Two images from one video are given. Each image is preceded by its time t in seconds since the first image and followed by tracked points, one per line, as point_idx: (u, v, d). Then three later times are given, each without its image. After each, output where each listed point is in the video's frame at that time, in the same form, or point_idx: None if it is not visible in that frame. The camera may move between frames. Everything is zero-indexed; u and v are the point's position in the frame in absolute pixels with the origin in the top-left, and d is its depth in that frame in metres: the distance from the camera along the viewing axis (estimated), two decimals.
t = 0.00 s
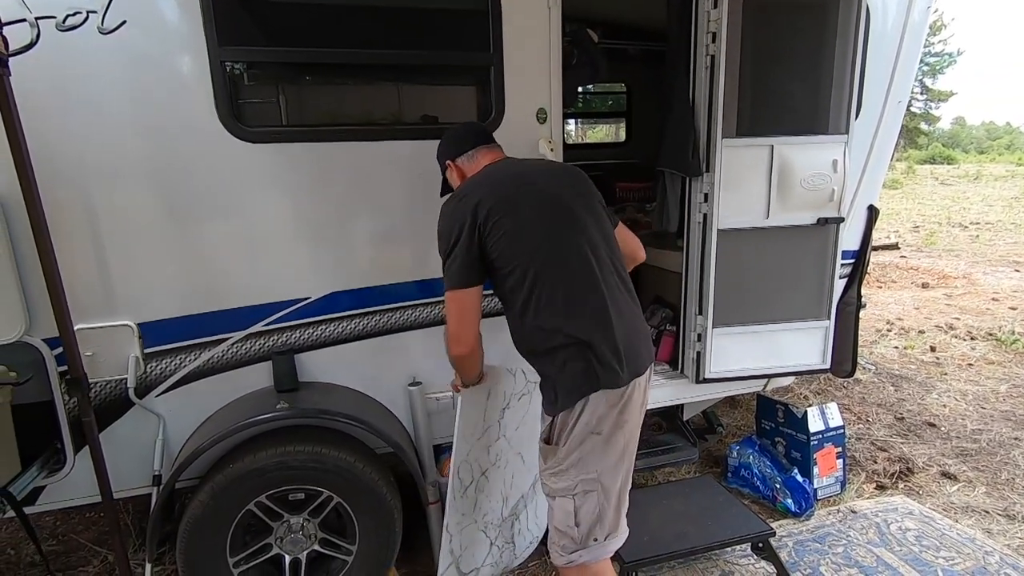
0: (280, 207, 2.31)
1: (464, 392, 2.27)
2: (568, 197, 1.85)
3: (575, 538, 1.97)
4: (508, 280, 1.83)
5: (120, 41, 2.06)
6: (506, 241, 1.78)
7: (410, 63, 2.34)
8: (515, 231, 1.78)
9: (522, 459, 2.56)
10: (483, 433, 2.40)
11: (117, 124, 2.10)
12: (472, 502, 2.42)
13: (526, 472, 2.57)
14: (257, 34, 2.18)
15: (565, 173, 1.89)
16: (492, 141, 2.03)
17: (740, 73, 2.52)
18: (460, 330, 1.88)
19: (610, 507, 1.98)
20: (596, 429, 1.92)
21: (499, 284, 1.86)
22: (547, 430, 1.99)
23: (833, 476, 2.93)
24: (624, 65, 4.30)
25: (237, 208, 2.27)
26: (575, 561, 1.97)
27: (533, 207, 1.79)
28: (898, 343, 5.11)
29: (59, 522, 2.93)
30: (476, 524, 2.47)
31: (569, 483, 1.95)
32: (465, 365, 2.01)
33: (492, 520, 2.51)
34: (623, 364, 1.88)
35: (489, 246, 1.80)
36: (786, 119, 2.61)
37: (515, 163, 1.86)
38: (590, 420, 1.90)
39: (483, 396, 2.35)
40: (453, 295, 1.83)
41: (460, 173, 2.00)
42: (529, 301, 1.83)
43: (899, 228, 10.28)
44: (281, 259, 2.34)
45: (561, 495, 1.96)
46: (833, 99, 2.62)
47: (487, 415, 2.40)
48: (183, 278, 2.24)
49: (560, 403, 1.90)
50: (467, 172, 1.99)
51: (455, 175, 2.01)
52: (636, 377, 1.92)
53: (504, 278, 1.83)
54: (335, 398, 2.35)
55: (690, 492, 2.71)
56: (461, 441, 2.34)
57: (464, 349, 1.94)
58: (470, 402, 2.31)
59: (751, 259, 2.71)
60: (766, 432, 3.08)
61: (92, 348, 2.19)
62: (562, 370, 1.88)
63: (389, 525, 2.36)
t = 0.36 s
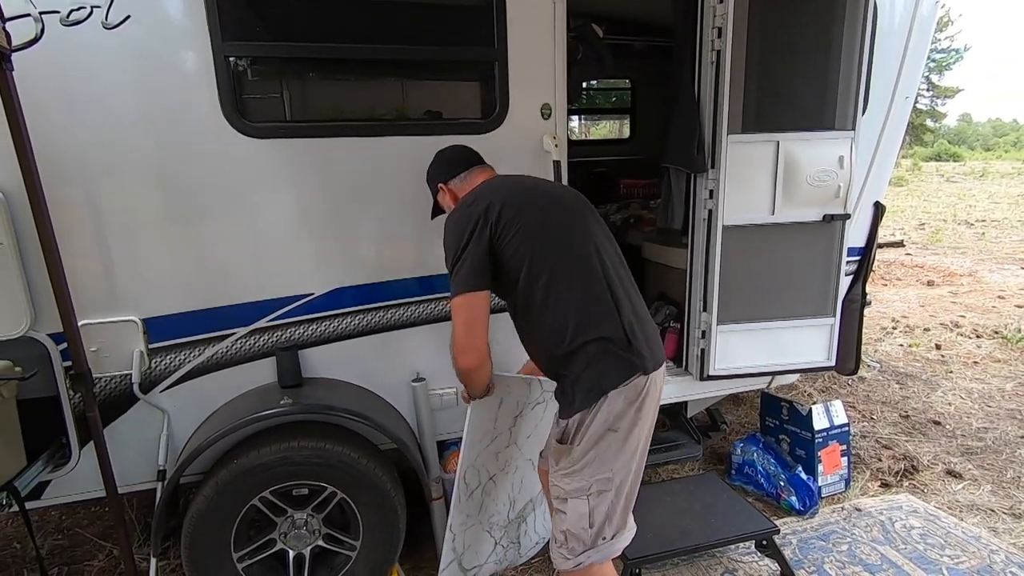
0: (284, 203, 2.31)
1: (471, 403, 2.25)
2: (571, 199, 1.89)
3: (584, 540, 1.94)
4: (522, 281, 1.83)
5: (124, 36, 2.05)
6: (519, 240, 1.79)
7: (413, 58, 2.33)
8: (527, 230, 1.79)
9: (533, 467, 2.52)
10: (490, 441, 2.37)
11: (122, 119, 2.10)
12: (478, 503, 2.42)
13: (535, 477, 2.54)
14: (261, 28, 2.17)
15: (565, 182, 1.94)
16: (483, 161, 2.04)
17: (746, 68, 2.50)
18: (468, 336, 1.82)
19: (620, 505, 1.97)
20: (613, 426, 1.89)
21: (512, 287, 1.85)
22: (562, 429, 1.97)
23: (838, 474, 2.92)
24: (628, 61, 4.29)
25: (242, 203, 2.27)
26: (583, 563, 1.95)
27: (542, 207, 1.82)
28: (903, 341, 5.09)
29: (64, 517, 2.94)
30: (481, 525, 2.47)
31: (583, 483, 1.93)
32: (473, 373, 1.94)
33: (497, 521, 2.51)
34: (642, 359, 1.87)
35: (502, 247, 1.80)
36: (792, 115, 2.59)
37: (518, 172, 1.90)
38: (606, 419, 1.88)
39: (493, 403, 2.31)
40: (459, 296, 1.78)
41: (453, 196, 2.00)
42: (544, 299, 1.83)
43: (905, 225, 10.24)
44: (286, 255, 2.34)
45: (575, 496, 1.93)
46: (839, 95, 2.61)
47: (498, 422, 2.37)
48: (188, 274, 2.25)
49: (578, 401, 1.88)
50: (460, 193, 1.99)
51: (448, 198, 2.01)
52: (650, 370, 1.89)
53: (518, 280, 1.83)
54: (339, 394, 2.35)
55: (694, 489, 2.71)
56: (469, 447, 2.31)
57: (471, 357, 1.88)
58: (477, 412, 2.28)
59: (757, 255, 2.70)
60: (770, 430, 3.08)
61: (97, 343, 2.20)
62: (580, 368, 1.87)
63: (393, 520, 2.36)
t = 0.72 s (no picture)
0: (287, 199, 2.31)
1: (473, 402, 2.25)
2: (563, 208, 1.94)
3: (595, 539, 1.92)
4: (530, 287, 1.83)
5: (127, 33, 2.06)
6: (524, 246, 1.80)
7: (416, 55, 2.34)
8: (530, 236, 1.81)
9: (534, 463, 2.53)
10: (491, 436, 2.36)
11: (125, 116, 2.10)
12: (479, 499, 2.41)
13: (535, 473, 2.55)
14: (264, 25, 2.17)
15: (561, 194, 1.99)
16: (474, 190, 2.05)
17: (749, 66, 2.50)
18: (470, 338, 1.80)
19: (633, 504, 1.95)
20: (629, 424, 1.87)
21: (521, 295, 1.85)
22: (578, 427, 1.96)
23: (839, 473, 2.92)
24: (631, 58, 4.29)
25: (245, 200, 2.27)
26: (592, 563, 1.93)
27: (539, 214, 1.85)
28: (906, 340, 5.08)
29: (68, 512, 2.96)
30: (482, 522, 2.47)
31: (597, 482, 1.91)
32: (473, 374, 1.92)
33: (498, 518, 2.51)
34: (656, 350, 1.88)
35: (508, 254, 1.80)
36: (796, 113, 2.59)
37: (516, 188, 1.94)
38: (622, 416, 1.87)
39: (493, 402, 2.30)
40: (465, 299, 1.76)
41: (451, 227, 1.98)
42: (553, 302, 1.84)
43: (908, 224, 10.22)
44: (288, 251, 2.35)
45: (589, 495, 1.91)
46: (843, 93, 2.61)
47: (499, 418, 2.36)
48: (192, 271, 2.25)
49: (592, 400, 1.88)
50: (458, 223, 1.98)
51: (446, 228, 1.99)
52: (663, 365, 1.88)
53: (525, 287, 1.83)
54: (341, 391, 2.36)
55: (695, 487, 2.71)
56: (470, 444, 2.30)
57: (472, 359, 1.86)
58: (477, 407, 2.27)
59: (759, 253, 2.70)
60: (772, 428, 3.08)
61: (100, 339, 2.20)
62: (596, 366, 1.86)
63: (395, 517, 2.37)
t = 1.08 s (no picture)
0: (288, 198, 2.32)
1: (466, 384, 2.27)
2: (572, 197, 1.92)
3: (591, 528, 1.93)
4: (525, 279, 1.84)
5: (128, 31, 2.06)
6: (524, 233, 1.81)
7: (416, 54, 2.34)
8: (530, 228, 1.81)
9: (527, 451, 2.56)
10: (482, 424, 2.38)
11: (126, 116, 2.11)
12: (475, 489, 2.42)
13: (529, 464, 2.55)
14: (265, 24, 2.18)
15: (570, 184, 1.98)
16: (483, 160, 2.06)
17: (749, 66, 2.50)
18: (464, 328, 1.87)
19: (626, 492, 1.96)
20: (616, 416, 1.88)
21: (518, 282, 1.86)
22: (564, 420, 1.97)
23: (838, 472, 2.93)
24: (631, 57, 4.29)
25: (246, 197, 2.28)
26: (591, 550, 1.94)
27: (544, 204, 1.84)
28: (905, 340, 5.08)
29: (69, 509, 2.97)
30: (478, 514, 2.47)
31: (588, 472, 1.92)
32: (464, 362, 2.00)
33: (494, 510, 2.52)
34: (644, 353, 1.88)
35: (507, 241, 1.82)
36: (796, 112, 2.59)
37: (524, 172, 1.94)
38: (609, 408, 1.87)
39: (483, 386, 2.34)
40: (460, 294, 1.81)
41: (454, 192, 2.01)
42: (549, 291, 1.84)
43: (909, 224, 10.21)
44: (288, 249, 2.35)
45: (580, 485, 1.93)
46: (842, 93, 2.61)
47: (490, 404, 2.39)
48: (192, 269, 2.26)
49: (579, 394, 1.88)
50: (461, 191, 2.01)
51: (448, 193, 2.03)
52: (651, 360, 1.89)
53: (521, 278, 1.85)
54: (341, 390, 2.36)
55: (694, 486, 2.72)
56: (462, 429, 2.34)
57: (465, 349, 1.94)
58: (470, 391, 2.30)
59: (759, 252, 2.71)
60: (771, 427, 3.09)
61: (101, 337, 2.21)
62: (581, 364, 1.87)
63: (394, 515, 2.37)
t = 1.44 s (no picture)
0: (288, 198, 2.33)
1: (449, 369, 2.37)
2: (578, 191, 1.89)
3: (584, 527, 1.94)
4: (522, 276, 1.85)
5: (129, 31, 2.07)
6: (523, 226, 1.81)
7: (417, 54, 2.34)
8: (527, 225, 1.81)
9: (519, 446, 2.60)
10: (471, 413, 2.46)
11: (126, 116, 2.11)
12: (467, 482, 2.47)
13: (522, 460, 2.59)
14: (266, 24, 2.18)
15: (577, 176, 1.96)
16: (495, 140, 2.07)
17: (749, 67, 2.51)
18: (456, 309, 1.92)
19: (620, 493, 1.96)
20: (610, 417, 1.89)
21: (515, 274, 1.87)
22: (558, 419, 1.99)
23: (837, 472, 2.94)
24: (632, 57, 4.30)
25: (246, 197, 2.28)
26: (583, 549, 1.94)
27: (547, 199, 1.83)
28: (904, 340, 5.09)
29: (69, 509, 2.97)
30: (472, 508, 2.50)
31: (581, 472, 1.93)
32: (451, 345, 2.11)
33: (489, 507, 2.54)
34: (636, 355, 1.87)
35: (506, 233, 1.82)
36: (796, 113, 2.60)
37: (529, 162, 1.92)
38: (603, 409, 1.88)
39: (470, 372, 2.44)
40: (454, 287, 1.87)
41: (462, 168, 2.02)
42: (546, 286, 1.83)
43: (908, 224, 10.22)
44: (288, 249, 2.36)
45: (573, 484, 1.94)
46: (842, 94, 2.62)
47: (477, 393, 2.48)
48: (193, 268, 2.26)
49: (571, 392, 1.90)
50: (471, 169, 2.02)
51: (456, 170, 2.03)
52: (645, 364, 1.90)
53: (518, 274, 1.86)
54: (341, 389, 2.37)
55: (694, 486, 2.72)
56: (450, 417, 2.41)
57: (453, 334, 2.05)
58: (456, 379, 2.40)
59: (758, 252, 2.71)
60: (771, 427, 3.09)
61: (102, 336, 2.21)
62: (570, 363, 1.88)
63: (394, 514, 2.38)
